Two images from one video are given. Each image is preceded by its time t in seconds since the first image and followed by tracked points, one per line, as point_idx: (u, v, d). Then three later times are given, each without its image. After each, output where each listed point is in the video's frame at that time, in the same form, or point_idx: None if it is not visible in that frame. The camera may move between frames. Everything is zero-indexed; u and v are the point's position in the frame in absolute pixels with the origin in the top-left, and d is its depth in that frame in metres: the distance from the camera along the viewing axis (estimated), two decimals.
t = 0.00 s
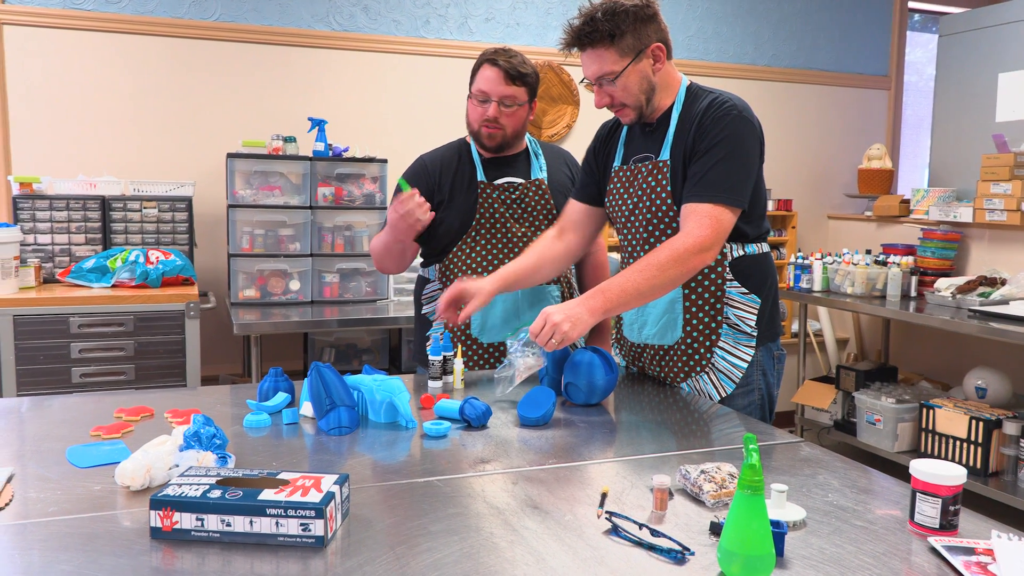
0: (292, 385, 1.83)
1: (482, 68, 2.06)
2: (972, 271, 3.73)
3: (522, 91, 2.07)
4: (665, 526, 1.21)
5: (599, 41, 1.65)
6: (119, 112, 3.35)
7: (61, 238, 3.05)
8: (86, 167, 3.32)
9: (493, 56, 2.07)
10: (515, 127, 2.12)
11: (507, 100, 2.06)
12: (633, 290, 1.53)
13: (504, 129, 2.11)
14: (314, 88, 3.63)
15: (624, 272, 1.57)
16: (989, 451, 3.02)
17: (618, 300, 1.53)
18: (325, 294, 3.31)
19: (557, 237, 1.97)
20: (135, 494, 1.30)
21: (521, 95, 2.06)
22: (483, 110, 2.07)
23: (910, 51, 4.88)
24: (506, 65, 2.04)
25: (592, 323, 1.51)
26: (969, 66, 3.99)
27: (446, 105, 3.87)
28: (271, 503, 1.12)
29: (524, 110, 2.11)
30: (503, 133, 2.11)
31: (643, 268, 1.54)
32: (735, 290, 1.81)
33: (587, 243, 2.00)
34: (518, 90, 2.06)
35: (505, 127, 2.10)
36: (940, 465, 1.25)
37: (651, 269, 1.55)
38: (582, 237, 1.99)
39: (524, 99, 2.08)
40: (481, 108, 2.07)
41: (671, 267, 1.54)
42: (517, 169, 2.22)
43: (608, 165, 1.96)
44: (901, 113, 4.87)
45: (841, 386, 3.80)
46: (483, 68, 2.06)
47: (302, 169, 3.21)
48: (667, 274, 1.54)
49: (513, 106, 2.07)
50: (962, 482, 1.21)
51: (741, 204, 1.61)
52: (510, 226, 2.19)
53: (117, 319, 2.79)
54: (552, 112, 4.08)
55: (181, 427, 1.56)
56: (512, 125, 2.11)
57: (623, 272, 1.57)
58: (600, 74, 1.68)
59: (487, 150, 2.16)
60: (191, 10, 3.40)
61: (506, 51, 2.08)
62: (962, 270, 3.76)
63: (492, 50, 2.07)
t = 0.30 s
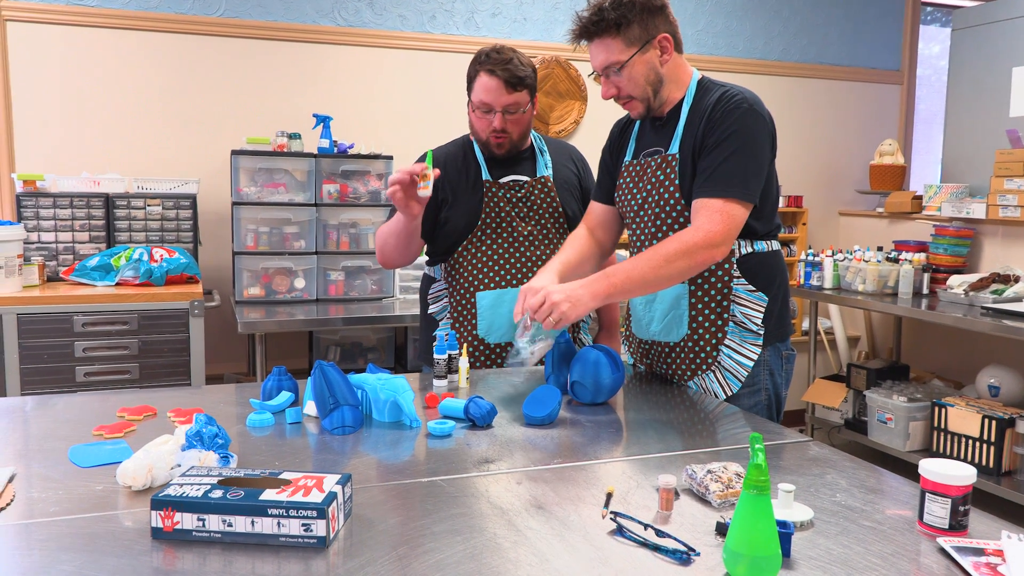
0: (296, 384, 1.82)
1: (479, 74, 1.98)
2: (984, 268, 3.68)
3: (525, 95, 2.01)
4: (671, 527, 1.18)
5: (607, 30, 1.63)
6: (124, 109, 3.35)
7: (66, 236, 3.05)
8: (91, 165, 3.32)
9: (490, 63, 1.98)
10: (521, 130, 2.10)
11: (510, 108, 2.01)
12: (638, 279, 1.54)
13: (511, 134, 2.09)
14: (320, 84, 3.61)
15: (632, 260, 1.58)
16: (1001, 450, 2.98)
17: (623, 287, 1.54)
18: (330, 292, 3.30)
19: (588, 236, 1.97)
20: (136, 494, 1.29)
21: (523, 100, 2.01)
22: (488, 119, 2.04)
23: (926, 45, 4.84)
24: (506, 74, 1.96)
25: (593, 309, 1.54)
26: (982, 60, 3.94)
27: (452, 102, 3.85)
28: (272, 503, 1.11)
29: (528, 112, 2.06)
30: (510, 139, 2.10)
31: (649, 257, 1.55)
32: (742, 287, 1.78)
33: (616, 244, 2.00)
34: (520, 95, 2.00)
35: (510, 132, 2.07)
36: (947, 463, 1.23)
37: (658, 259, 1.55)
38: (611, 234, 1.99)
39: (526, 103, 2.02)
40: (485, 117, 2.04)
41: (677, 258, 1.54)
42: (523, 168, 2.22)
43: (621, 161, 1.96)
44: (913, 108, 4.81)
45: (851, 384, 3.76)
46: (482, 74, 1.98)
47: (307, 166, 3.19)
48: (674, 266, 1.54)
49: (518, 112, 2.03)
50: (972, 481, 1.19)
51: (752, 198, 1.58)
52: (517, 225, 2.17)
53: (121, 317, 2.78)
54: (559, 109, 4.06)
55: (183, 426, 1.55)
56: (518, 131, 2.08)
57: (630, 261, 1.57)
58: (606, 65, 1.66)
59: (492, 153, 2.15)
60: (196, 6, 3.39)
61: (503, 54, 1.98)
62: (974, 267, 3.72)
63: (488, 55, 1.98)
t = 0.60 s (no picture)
0: (295, 383, 1.81)
1: (469, 79, 1.97)
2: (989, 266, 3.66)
3: (516, 99, 2.00)
4: (671, 528, 1.17)
5: (615, 24, 1.62)
6: (123, 107, 3.34)
7: (64, 235, 3.04)
8: (90, 164, 3.32)
9: (480, 67, 1.96)
10: (514, 134, 2.09)
11: (502, 112, 2.00)
12: (635, 268, 1.54)
13: (503, 139, 2.07)
14: (320, 82, 3.61)
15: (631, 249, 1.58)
16: (1006, 449, 2.96)
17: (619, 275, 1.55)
18: (330, 290, 3.29)
19: (601, 234, 1.98)
20: (133, 494, 1.29)
21: (515, 104, 2.00)
22: (479, 124, 2.03)
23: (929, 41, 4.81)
24: (496, 78, 1.95)
25: (588, 296, 1.56)
26: (986, 56, 3.91)
27: (453, 99, 3.84)
28: (269, 504, 1.10)
29: (520, 116, 2.05)
30: (503, 143, 2.08)
31: (647, 246, 1.54)
32: (747, 285, 1.76)
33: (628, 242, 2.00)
34: (511, 99, 2.00)
35: (502, 136, 2.06)
36: (948, 463, 1.21)
37: (655, 249, 1.54)
38: (625, 232, 1.99)
39: (518, 107, 2.02)
40: (477, 122, 2.02)
41: (673, 249, 1.53)
42: (519, 169, 2.19)
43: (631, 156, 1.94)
44: (917, 104, 4.79)
45: (855, 382, 3.75)
46: (472, 79, 1.97)
47: (307, 164, 3.18)
48: (671, 257, 1.53)
49: (509, 116, 2.02)
50: (974, 482, 1.17)
51: (754, 193, 1.57)
52: (516, 228, 2.15)
53: (120, 316, 2.78)
54: (561, 106, 4.04)
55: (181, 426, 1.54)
56: (511, 134, 2.07)
57: (629, 250, 1.57)
58: (615, 59, 1.65)
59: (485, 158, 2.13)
60: (196, 4, 3.38)
61: (493, 57, 1.96)
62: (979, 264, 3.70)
63: (479, 58, 1.96)
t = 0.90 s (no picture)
0: (291, 383, 1.80)
1: (458, 81, 1.95)
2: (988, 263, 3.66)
3: (506, 95, 1.99)
4: (667, 526, 1.17)
5: (617, 19, 1.61)
6: (118, 106, 3.33)
7: (58, 235, 3.03)
8: (84, 163, 3.31)
9: (466, 66, 1.95)
10: (507, 130, 2.07)
11: (494, 109, 1.98)
12: (628, 263, 1.54)
13: (498, 136, 2.06)
14: (316, 80, 3.60)
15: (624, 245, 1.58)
16: (1005, 447, 2.96)
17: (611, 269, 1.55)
18: (327, 290, 3.28)
19: (606, 231, 1.98)
20: (127, 495, 1.28)
21: (506, 100, 1.98)
22: (473, 124, 2.01)
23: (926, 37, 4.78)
24: (485, 77, 1.93)
25: (581, 292, 1.57)
26: (985, 52, 3.90)
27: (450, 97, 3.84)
28: (263, 505, 1.09)
29: (511, 113, 2.04)
30: (498, 140, 2.07)
31: (638, 242, 1.55)
32: (742, 283, 1.75)
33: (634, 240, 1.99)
34: (502, 96, 1.98)
35: (496, 133, 2.05)
36: (946, 460, 1.21)
37: (647, 244, 1.54)
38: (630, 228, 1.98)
39: (509, 104, 2.00)
40: (472, 122, 2.00)
41: (665, 243, 1.53)
42: (509, 168, 2.18)
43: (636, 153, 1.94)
44: (916, 101, 4.78)
45: (854, 380, 3.74)
46: (461, 80, 1.94)
47: (303, 163, 3.18)
48: (663, 251, 1.53)
49: (501, 113, 2.00)
50: (972, 478, 1.16)
51: (749, 189, 1.56)
52: (512, 228, 2.15)
53: (115, 317, 2.77)
54: (558, 103, 4.03)
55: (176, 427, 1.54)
56: (504, 131, 2.06)
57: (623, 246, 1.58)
58: (618, 54, 1.64)
59: (479, 157, 2.12)
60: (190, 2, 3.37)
61: (477, 56, 1.95)
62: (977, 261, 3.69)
63: (463, 58, 1.95)
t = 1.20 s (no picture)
0: (284, 382, 1.78)
1: (457, 73, 1.93)
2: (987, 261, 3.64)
3: (504, 86, 1.97)
4: (663, 526, 1.15)
5: (618, 16, 1.59)
6: (111, 103, 3.31)
7: (49, 233, 3.01)
8: (76, 160, 3.29)
9: (463, 60, 1.93)
10: (508, 121, 2.06)
11: (494, 100, 1.96)
12: (603, 267, 1.52)
13: (499, 128, 2.05)
14: (311, 77, 3.58)
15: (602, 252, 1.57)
16: (1004, 446, 2.95)
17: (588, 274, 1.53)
18: (321, 288, 3.26)
19: (614, 226, 1.96)
20: (117, 496, 1.26)
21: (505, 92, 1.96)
22: (474, 117, 1.99)
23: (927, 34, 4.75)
24: (484, 68, 1.92)
25: (565, 297, 1.51)
26: (985, 49, 3.89)
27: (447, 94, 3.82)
28: (255, 505, 1.07)
29: (510, 104, 2.02)
30: (499, 132, 2.06)
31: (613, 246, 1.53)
32: (733, 285, 1.72)
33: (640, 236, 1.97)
34: (502, 87, 1.96)
35: (497, 125, 2.03)
36: (945, 461, 1.19)
37: (621, 248, 1.53)
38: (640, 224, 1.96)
39: (508, 94, 1.99)
40: (473, 115, 1.98)
41: (638, 246, 1.51)
42: (506, 162, 2.17)
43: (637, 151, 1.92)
44: (916, 98, 4.77)
45: (853, 380, 3.72)
46: (459, 73, 1.93)
47: (296, 160, 3.16)
48: (636, 253, 1.51)
49: (501, 104, 1.98)
50: (969, 478, 1.15)
51: (731, 191, 1.53)
52: (507, 223, 2.12)
53: (107, 316, 2.75)
54: (555, 100, 4.01)
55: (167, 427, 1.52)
56: (505, 122, 2.04)
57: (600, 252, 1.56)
58: (618, 51, 1.62)
59: (483, 151, 2.11)
60: None
61: (472, 48, 1.93)
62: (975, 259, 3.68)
63: (459, 52, 1.92)
